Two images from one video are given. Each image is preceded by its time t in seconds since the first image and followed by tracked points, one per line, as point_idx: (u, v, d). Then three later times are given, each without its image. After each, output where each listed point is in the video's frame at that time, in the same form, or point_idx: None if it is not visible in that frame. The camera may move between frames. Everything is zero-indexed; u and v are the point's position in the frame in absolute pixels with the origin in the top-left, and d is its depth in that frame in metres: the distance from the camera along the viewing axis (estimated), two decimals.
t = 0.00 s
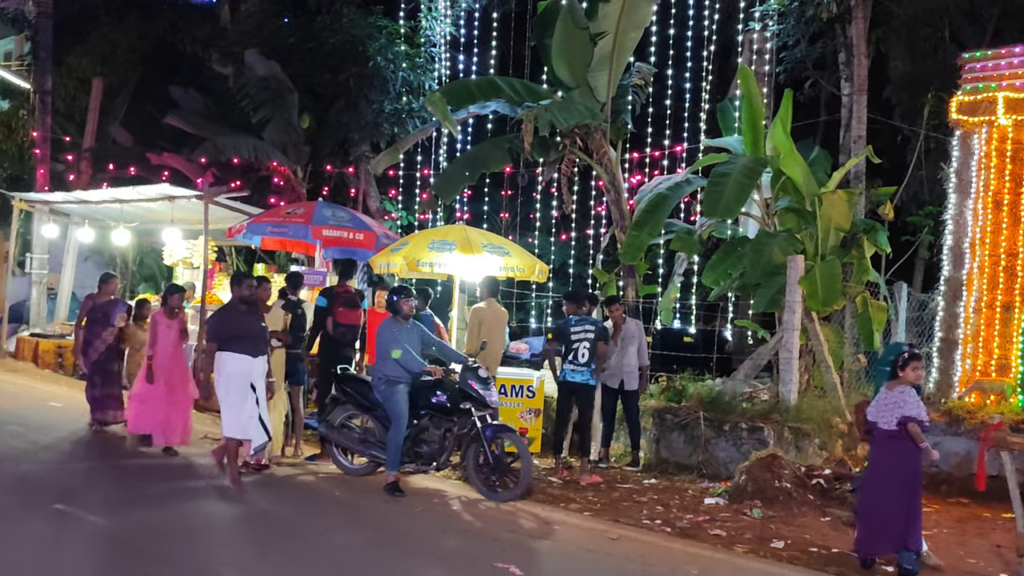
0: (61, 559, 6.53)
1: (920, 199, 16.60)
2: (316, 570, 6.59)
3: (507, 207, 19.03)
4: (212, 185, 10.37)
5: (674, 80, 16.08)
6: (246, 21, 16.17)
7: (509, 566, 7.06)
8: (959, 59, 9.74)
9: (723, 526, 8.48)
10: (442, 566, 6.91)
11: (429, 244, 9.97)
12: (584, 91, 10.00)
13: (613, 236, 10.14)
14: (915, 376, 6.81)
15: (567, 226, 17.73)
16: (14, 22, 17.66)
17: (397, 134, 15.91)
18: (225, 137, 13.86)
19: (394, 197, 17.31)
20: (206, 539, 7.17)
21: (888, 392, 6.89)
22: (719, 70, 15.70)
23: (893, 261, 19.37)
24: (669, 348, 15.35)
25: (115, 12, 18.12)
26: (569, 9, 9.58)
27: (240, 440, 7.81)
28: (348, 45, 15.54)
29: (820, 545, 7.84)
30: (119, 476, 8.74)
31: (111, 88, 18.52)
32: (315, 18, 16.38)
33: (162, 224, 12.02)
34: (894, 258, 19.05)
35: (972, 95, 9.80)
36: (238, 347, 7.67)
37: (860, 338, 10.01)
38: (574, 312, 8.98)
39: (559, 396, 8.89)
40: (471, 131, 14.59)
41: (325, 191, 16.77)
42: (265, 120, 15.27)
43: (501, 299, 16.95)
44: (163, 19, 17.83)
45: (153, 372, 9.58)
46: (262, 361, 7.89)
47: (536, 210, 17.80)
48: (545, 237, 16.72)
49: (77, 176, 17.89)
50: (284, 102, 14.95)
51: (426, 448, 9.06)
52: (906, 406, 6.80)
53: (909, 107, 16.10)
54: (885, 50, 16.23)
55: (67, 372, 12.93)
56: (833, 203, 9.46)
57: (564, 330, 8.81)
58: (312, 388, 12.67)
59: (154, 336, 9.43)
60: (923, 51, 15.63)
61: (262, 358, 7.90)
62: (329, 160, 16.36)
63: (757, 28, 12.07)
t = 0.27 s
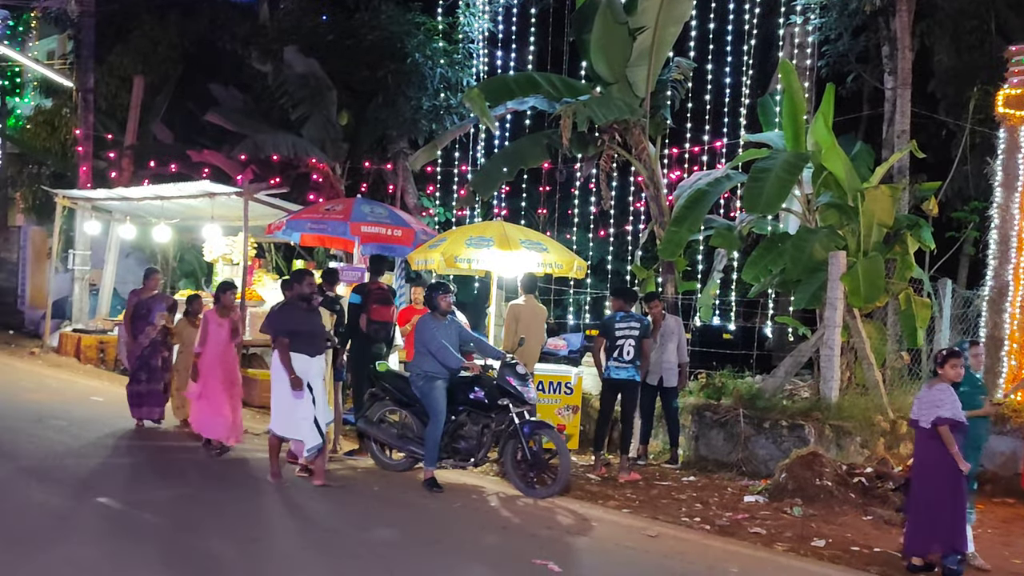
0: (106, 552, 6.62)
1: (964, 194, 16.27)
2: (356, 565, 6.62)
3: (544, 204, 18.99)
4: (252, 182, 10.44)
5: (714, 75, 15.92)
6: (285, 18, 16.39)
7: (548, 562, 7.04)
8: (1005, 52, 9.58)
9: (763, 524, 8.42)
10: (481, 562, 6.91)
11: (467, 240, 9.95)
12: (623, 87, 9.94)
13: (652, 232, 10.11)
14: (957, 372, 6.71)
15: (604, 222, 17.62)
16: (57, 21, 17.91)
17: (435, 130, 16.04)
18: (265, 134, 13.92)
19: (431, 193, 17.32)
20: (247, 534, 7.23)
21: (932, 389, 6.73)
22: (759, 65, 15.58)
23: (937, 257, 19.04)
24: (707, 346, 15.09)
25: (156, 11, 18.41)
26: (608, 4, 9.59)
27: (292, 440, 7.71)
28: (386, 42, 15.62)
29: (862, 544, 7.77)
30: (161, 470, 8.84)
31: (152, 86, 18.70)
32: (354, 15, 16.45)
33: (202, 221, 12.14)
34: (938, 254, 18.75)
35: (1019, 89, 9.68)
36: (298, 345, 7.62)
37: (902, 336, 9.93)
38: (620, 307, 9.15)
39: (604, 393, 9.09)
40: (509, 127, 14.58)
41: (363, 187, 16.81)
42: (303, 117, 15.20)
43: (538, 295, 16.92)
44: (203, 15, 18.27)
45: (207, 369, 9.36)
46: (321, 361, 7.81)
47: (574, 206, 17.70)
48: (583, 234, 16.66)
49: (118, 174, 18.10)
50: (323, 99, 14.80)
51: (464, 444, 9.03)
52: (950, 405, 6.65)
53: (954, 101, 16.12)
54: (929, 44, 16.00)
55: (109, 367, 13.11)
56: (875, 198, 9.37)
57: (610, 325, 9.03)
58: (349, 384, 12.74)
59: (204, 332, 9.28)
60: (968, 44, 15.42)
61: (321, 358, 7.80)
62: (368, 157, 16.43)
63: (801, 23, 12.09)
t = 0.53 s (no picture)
0: (152, 546, 6.72)
1: (1016, 189, 15.81)
2: (398, 560, 6.63)
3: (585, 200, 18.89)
4: (294, 180, 10.50)
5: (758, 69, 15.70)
6: (326, 16, 16.46)
7: (589, 559, 7.00)
8: None
9: (807, 523, 8.32)
10: (521, 558, 6.90)
11: (507, 236, 9.93)
12: (664, 82, 9.92)
13: (694, 228, 10.06)
14: (997, 371, 6.58)
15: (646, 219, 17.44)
16: (102, 21, 18.19)
17: (474, 126, 15.99)
18: (307, 131, 13.95)
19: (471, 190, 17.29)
20: (290, 528, 7.29)
21: (974, 388, 6.57)
22: (804, 58, 15.34)
23: (986, 253, 18.63)
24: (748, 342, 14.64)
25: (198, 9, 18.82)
26: None
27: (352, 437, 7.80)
28: (426, 39, 15.53)
29: (908, 545, 7.65)
30: (205, 464, 8.96)
31: (196, 84, 18.98)
32: (394, 12, 16.46)
33: (244, 218, 12.25)
34: (987, 251, 18.33)
35: None
36: (367, 344, 7.72)
37: (950, 334, 9.80)
38: (667, 306, 9.44)
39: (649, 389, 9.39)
40: (549, 123, 14.51)
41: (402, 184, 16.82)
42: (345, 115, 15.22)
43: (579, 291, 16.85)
44: (246, 14, 18.28)
45: (262, 368, 9.43)
46: (388, 361, 7.91)
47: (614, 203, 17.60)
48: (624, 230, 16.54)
49: (161, 171, 18.36)
50: (363, 97, 14.74)
51: (504, 441, 8.94)
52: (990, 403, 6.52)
53: (1003, 95, 15.37)
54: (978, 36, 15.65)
55: (153, 362, 13.28)
56: (923, 193, 9.28)
57: (656, 324, 9.30)
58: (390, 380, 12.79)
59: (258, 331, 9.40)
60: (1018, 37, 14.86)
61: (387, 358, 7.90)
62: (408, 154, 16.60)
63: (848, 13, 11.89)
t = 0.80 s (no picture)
0: (199, 542, 6.81)
1: None
2: (441, 557, 6.64)
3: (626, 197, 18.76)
4: (336, 178, 10.54)
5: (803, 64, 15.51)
6: (369, 15, 16.57)
7: (632, 558, 6.95)
8: None
9: (854, 524, 8.20)
10: (564, 556, 6.87)
11: (549, 234, 9.93)
12: (708, 79, 9.82)
13: (738, 225, 10.01)
14: None
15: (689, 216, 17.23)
16: (148, 22, 18.44)
17: (516, 124, 15.95)
18: (348, 129, 13.99)
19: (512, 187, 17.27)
20: (333, 525, 7.34)
21: (1021, 388, 6.45)
22: (851, 53, 15.15)
23: None
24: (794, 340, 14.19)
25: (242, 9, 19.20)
26: None
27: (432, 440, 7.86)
28: (468, 37, 15.67)
29: (959, 547, 7.51)
30: (250, 461, 9.06)
31: (241, 83, 19.27)
32: (437, 10, 16.50)
33: (287, 216, 12.35)
34: None
35: None
36: (433, 345, 7.68)
37: (1003, 332, 9.67)
38: (716, 304, 9.46)
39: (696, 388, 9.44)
40: (591, 120, 14.44)
41: (444, 182, 16.75)
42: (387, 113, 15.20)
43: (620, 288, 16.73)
44: (288, 14, 18.51)
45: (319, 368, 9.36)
46: (454, 360, 7.85)
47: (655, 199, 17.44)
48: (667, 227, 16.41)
49: (204, 170, 18.59)
50: (405, 94, 14.77)
51: (546, 439, 8.86)
52: None
53: None
54: None
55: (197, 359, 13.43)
56: (973, 189, 9.05)
57: (703, 323, 9.34)
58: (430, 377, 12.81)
59: (318, 329, 9.26)
60: None
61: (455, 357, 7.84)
62: (450, 152, 16.48)
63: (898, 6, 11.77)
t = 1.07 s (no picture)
0: (244, 538, 6.90)
1: None
2: (483, 557, 6.64)
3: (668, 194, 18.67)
4: (378, 177, 10.58)
5: (849, 58, 15.29)
6: (409, 14, 16.64)
7: (676, 558, 6.90)
8: None
9: (902, 526, 8.07)
10: (607, 555, 6.83)
11: (591, 232, 9.89)
12: (751, 75, 9.73)
13: (781, 223, 9.84)
14: None
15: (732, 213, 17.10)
16: (191, 24, 18.71)
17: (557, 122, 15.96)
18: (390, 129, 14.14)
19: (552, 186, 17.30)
20: (376, 523, 7.38)
21: None
22: (898, 47, 14.92)
23: None
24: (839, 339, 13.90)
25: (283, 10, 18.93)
26: None
27: (500, 447, 7.80)
28: (509, 35, 15.73)
29: (1011, 551, 7.36)
30: (293, 458, 9.15)
31: (282, 83, 19.48)
32: (477, 9, 16.53)
33: (329, 215, 12.44)
34: None
35: None
36: (497, 349, 7.69)
37: None
38: (761, 303, 9.37)
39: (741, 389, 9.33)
40: (632, 117, 14.38)
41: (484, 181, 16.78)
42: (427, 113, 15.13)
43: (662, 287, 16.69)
44: (330, 14, 18.21)
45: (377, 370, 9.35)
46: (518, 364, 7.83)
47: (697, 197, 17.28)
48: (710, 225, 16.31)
49: (245, 170, 18.80)
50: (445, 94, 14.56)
51: (590, 439, 8.75)
52: None
53: None
54: None
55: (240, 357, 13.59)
56: None
57: (747, 321, 9.25)
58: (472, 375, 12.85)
59: (377, 332, 9.23)
60: None
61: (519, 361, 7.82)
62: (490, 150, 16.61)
63: None
